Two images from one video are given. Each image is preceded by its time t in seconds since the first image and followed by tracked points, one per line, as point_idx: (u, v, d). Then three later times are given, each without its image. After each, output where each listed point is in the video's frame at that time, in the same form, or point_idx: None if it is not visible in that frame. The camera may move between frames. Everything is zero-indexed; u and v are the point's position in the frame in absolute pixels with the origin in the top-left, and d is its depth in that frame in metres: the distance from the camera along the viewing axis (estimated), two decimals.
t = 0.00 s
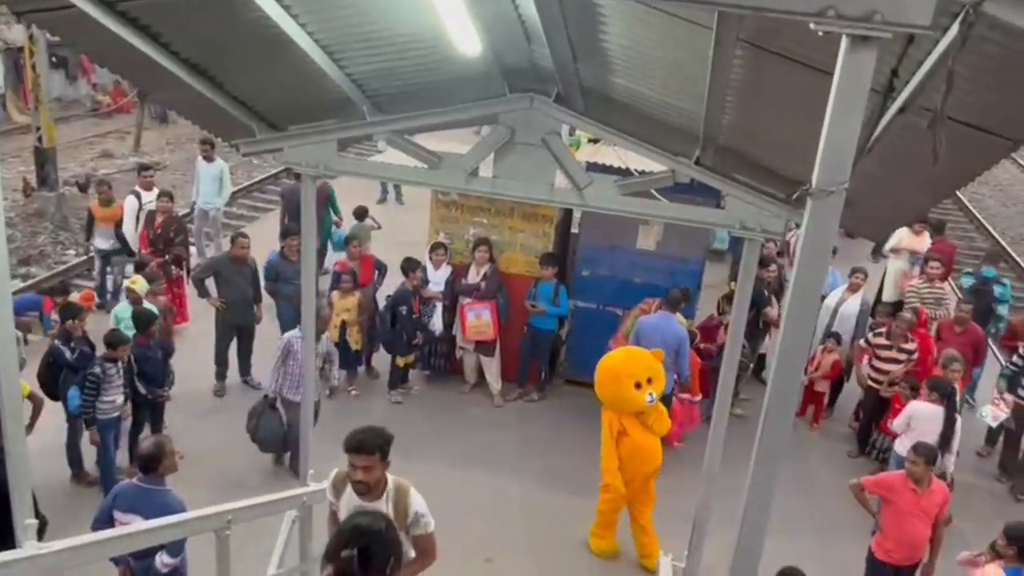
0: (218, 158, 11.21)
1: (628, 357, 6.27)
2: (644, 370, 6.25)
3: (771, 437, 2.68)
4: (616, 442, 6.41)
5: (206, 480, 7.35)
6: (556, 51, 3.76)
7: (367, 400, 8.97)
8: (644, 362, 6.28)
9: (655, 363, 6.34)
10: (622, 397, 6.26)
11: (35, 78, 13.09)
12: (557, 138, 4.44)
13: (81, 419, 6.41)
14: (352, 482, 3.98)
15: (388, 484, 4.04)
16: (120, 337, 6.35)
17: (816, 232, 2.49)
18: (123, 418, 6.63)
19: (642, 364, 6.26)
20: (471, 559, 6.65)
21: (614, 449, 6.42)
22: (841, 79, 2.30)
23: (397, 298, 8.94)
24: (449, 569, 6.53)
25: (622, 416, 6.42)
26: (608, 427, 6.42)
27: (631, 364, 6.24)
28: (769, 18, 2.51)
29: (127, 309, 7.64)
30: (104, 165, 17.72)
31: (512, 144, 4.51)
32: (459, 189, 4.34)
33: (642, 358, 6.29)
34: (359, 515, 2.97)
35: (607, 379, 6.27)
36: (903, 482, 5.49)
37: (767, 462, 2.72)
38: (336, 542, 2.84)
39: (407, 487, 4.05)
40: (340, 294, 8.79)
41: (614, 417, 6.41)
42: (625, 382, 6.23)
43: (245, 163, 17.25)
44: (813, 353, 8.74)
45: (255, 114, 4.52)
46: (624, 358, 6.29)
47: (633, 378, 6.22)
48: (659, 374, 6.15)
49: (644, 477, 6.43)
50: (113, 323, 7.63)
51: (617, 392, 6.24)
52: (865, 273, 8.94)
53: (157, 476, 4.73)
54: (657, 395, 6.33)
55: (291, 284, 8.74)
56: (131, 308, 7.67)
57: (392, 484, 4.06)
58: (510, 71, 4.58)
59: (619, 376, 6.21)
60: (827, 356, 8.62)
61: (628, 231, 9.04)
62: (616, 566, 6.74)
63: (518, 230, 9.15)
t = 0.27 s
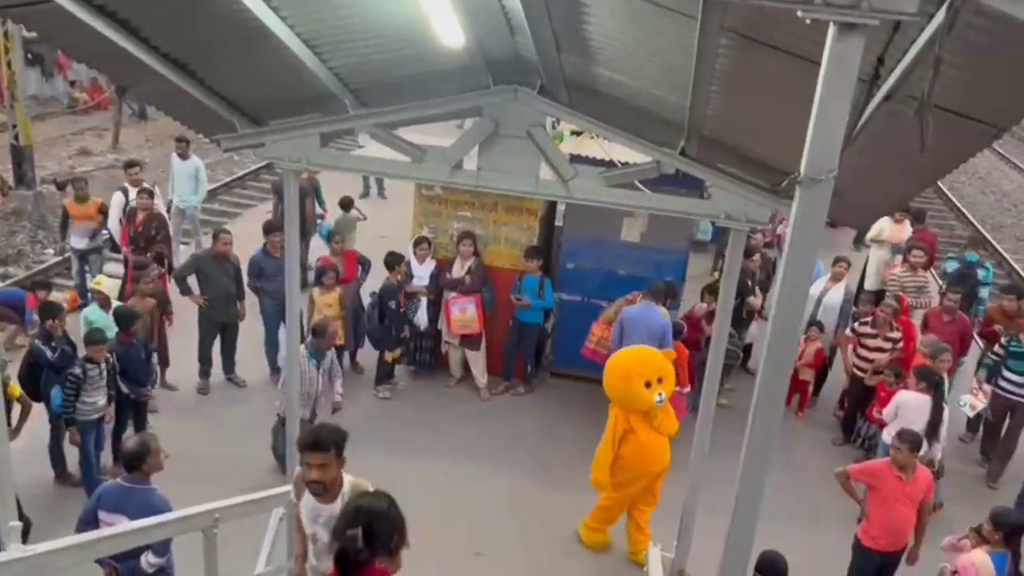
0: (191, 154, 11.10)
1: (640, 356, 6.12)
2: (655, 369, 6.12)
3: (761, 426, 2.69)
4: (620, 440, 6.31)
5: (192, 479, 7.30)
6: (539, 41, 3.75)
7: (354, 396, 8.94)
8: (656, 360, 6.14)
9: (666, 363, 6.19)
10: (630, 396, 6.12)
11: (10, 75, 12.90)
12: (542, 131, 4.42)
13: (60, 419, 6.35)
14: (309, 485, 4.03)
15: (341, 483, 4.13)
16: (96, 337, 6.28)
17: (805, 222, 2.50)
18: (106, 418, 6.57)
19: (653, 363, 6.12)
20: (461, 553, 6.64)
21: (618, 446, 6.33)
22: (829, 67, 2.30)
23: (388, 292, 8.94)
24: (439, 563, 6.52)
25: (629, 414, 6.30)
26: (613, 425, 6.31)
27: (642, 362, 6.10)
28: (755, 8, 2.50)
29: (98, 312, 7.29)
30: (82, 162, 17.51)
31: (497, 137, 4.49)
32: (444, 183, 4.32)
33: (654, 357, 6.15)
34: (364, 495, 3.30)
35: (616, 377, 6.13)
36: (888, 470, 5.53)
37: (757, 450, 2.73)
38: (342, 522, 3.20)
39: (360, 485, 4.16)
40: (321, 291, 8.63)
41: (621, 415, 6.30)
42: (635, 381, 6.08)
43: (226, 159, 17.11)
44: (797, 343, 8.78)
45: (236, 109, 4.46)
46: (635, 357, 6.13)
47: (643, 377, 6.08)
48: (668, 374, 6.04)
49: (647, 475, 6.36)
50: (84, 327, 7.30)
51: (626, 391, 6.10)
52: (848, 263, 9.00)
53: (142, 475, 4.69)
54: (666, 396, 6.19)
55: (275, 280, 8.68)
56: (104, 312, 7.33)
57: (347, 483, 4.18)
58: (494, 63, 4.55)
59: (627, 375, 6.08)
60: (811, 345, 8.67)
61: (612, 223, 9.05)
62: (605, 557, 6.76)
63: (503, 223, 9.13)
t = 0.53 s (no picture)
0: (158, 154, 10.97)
1: (645, 359, 6.04)
2: (661, 373, 6.03)
3: (746, 418, 2.71)
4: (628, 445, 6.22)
5: (176, 481, 7.25)
6: (519, 38, 3.74)
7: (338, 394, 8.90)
8: (662, 363, 6.05)
9: (672, 367, 6.12)
10: (635, 400, 6.04)
11: None
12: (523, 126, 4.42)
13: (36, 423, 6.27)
14: (258, 477, 3.59)
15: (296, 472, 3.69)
16: (71, 340, 6.20)
17: (787, 216, 2.51)
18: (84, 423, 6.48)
19: (658, 366, 6.03)
20: (449, 549, 6.64)
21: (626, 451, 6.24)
22: (809, 60, 2.31)
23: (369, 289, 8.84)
24: (427, 560, 6.51)
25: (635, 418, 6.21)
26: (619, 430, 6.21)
27: (647, 365, 6.01)
28: (736, 2, 2.50)
29: (70, 316, 7.20)
30: (57, 163, 17.28)
31: (478, 133, 4.48)
32: (425, 180, 4.30)
33: (660, 361, 6.06)
34: (379, 495, 3.31)
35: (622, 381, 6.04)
36: (871, 458, 5.58)
37: (743, 441, 2.74)
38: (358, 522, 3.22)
39: (317, 473, 3.72)
40: (302, 289, 8.57)
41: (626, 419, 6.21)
42: (640, 385, 5.99)
43: (203, 158, 16.95)
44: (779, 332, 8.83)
45: (215, 108, 4.42)
46: (641, 360, 6.05)
47: (650, 381, 5.99)
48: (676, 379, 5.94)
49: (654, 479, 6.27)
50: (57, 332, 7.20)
51: (632, 396, 6.01)
52: (829, 252, 9.06)
53: (125, 479, 4.65)
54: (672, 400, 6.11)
55: (256, 279, 8.62)
56: (76, 316, 7.23)
57: (300, 473, 3.73)
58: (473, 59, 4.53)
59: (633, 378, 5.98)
60: (793, 334, 8.73)
61: (594, 216, 9.06)
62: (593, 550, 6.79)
63: (484, 218, 9.11)
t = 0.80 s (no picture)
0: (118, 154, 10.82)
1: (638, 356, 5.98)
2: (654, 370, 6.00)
3: (715, 403, 2.73)
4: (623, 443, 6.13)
5: (152, 482, 7.19)
6: (485, 30, 3.74)
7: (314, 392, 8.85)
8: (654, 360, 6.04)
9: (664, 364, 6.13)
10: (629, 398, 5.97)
11: None
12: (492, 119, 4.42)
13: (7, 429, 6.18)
14: (231, 494, 3.36)
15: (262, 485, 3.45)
16: (40, 346, 6.11)
17: (751, 202, 2.53)
18: (56, 428, 6.40)
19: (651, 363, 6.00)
20: (429, 544, 6.64)
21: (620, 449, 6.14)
22: (769, 49, 2.33)
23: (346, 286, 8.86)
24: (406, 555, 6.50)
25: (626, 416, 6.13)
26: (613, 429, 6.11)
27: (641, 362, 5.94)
28: None
29: (34, 319, 7.10)
30: (23, 165, 17.00)
31: (447, 126, 4.48)
32: (394, 174, 4.29)
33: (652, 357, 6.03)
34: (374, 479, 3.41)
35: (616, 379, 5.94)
36: (844, 441, 5.65)
37: (714, 428, 2.76)
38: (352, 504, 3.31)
39: (286, 484, 3.51)
40: (276, 287, 8.54)
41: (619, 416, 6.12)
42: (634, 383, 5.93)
43: (173, 157, 16.75)
44: (753, 319, 8.92)
45: (180, 106, 4.38)
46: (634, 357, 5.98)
47: (643, 379, 5.94)
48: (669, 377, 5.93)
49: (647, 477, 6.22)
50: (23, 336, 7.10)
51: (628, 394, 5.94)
52: (800, 239, 9.14)
53: (99, 483, 4.61)
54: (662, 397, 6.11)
55: (228, 278, 8.54)
56: (41, 319, 7.13)
57: (266, 487, 3.50)
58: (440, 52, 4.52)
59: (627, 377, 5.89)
60: (766, 321, 8.82)
61: (567, 208, 9.08)
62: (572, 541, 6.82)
63: (458, 212, 9.09)
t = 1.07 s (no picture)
0: (68, 154, 10.59)
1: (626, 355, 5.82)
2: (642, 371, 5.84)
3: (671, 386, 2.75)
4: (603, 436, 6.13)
5: (116, 486, 7.09)
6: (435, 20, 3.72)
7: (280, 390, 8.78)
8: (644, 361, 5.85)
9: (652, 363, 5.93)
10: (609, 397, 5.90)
11: None
12: (448, 109, 4.40)
13: None
14: (191, 496, 3.24)
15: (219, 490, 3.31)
16: None
17: (700, 185, 2.55)
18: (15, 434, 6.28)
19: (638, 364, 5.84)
20: (399, 538, 6.63)
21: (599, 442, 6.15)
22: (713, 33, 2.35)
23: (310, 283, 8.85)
24: (376, 550, 6.48)
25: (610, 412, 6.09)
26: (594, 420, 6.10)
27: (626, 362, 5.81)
28: None
29: None
30: None
31: (403, 117, 4.45)
32: (350, 167, 4.25)
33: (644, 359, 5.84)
34: (340, 482, 3.51)
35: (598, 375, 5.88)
36: (807, 422, 5.74)
37: (670, 411, 2.78)
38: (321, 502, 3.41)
39: (244, 491, 3.35)
40: (238, 285, 8.47)
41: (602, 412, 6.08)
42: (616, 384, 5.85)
43: (131, 156, 16.47)
44: (716, 304, 9.01)
45: (129, 102, 4.29)
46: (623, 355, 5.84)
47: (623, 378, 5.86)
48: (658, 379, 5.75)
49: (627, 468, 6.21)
50: None
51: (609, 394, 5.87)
52: (761, 224, 9.23)
53: (59, 487, 4.53)
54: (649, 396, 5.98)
55: (189, 277, 8.43)
56: None
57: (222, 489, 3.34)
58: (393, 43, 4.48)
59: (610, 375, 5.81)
60: (730, 306, 8.91)
61: (530, 198, 9.08)
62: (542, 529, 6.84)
63: (421, 205, 9.04)
